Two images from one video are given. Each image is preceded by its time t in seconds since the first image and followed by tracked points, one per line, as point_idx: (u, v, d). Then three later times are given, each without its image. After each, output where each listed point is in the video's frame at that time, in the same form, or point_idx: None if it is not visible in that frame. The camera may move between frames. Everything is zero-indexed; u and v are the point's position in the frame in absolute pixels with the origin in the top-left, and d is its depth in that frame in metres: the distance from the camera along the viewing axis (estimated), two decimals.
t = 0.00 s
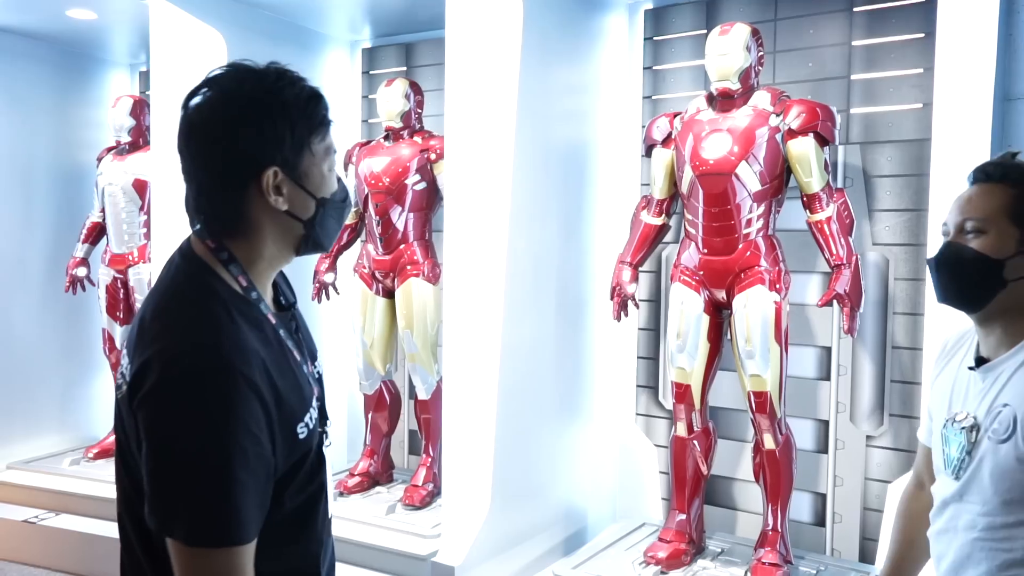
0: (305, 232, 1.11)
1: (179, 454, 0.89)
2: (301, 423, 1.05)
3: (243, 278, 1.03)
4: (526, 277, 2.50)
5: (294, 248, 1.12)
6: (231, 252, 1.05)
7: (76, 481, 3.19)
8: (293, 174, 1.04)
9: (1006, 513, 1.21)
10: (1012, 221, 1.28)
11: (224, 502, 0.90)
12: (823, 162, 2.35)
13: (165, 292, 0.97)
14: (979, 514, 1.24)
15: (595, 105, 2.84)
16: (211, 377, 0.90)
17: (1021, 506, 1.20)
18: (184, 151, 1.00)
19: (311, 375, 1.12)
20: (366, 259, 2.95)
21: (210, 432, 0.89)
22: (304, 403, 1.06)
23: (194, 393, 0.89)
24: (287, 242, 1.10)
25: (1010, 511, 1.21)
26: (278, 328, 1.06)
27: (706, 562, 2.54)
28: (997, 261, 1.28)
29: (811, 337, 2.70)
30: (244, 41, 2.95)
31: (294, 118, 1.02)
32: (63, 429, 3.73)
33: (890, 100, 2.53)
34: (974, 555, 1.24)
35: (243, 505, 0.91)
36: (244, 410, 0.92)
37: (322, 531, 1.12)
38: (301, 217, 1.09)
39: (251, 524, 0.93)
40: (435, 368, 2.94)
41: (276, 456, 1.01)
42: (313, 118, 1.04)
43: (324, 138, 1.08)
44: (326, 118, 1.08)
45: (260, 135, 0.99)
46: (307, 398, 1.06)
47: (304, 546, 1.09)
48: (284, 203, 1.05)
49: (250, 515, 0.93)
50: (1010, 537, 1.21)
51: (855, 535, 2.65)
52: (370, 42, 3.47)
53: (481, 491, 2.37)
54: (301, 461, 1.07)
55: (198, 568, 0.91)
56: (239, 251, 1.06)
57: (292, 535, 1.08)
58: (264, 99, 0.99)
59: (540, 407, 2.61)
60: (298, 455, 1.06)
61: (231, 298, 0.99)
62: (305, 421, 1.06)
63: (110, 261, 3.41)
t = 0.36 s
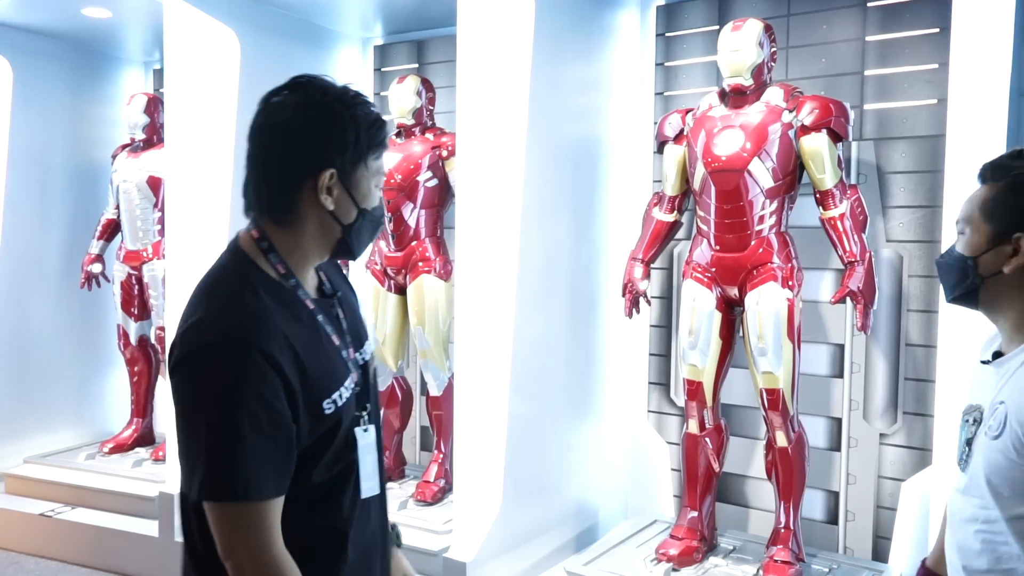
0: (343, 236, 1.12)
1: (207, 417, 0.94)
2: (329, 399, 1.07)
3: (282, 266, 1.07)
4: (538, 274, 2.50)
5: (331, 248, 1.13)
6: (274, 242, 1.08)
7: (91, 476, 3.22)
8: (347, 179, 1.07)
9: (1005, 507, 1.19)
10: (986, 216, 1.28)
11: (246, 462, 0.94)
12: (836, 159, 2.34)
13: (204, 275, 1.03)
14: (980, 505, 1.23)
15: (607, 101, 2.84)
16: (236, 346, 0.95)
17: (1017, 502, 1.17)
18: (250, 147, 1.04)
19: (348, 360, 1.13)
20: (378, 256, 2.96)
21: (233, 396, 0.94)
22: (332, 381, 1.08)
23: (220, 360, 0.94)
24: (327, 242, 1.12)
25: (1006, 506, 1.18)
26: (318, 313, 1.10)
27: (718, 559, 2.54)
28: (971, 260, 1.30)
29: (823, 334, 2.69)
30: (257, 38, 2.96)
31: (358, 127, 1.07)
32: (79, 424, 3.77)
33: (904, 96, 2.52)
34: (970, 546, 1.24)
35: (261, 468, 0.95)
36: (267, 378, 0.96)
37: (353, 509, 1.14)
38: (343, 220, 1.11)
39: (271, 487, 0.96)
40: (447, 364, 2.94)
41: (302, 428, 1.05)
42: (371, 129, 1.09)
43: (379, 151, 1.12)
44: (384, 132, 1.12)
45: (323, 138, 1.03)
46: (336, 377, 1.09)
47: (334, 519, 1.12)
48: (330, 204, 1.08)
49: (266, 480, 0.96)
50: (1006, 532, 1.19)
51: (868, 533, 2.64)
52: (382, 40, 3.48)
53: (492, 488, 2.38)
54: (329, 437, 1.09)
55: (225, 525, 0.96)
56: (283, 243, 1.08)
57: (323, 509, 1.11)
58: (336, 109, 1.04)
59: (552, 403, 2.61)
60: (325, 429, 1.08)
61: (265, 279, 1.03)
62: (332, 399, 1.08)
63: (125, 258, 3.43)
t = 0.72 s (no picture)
0: (408, 240, 1.22)
1: (272, 365, 1.06)
2: (387, 373, 1.15)
3: (353, 257, 1.17)
4: (555, 273, 2.50)
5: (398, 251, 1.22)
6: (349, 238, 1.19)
7: (112, 472, 3.25)
8: (418, 189, 1.17)
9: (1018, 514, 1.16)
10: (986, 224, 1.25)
11: (298, 411, 1.05)
12: (857, 158, 2.32)
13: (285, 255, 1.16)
14: (995, 510, 1.21)
15: (626, 101, 2.83)
16: (303, 308, 1.07)
17: None
18: (338, 151, 1.16)
19: (406, 344, 1.21)
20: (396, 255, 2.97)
21: (295, 350, 1.05)
22: (389, 356, 1.16)
23: (288, 318, 1.06)
24: (394, 245, 1.21)
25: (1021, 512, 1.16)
26: (383, 302, 1.20)
27: (736, 561, 2.52)
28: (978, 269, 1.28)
29: (844, 335, 2.66)
30: (276, 38, 2.98)
31: (434, 145, 1.18)
32: (100, 421, 3.81)
33: (926, 95, 2.49)
34: (989, 550, 1.22)
35: (312, 414, 1.05)
36: (327, 342, 1.07)
37: (404, 483, 1.19)
38: (410, 227, 1.20)
39: (320, 438, 1.06)
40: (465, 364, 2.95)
41: (358, 398, 1.13)
42: (443, 149, 1.20)
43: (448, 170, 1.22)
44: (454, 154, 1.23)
45: (402, 150, 1.14)
46: (394, 355, 1.17)
47: (382, 488, 1.18)
48: (402, 210, 1.17)
49: (312, 425, 1.05)
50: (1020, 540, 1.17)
51: (889, 536, 2.62)
52: (400, 39, 3.49)
53: (509, 487, 2.38)
54: (384, 409, 1.17)
55: (268, 458, 1.06)
56: (356, 240, 1.18)
57: (374, 479, 1.17)
58: (418, 128, 1.16)
59: (570, 403, 2.61)
60: (380, 401, 1.16)
61: (335, 260, 1.14)
62: (388, 372, 1.16)
63: (145, 257, 3.46)
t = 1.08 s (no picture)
0: (438, 240, 1.22)
1: (315, 346, 1.09)
2: (427, 366, 1.16)
3: (406, 259, 1.21)
4: (573, 277, 2.49)
5: (446, 260, 1.23)
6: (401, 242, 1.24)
7: (132, 474, 3.27)
8: (440, 186, 1.20)
9: None
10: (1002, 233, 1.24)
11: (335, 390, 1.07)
12: (878, 161, 2.30)
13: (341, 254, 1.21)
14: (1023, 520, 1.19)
15: (644, 104, 2.82)
16: (348, 296, 1.10)
17: None
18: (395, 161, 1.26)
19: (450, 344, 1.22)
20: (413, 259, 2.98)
21: (338, 333, 1.08)
22: (430, 351, 1.17)
23: (335, 303, 1.10)
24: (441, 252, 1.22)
25: None
26: (430, 304, 1.22)
27: (755, 567, 2.50)
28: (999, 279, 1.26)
29: (865, 339, 2.64)
30: (294, 43, 2.99)
31: (461, 146, 1.19)
32: (121, 423, 3.84)
33: (948, 97, 2.47)
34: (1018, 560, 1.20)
35: (347, 394, 1.07)
36: (369, 328, 1.10)
37: (438, 476, 1.19)
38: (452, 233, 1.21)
39: (355, 419, 1.08)
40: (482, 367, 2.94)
41: (396, 387, 1.15)
42: (489, 159, 1.21)
43: (495, 180, 1.22)
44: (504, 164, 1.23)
45: (440, 157, 1.19)
46: (436, 350, 1.18)
47: (417, 480, 1.18)
48: (427, 206, 1.20)
49: (345, 404, 1.07)
50: None
51: (911, 543, 2.59)
52: (418, 43, 3.50)
53: (527, 492, 2.37)
54: (421, 402, 1.17)
55: (307, 432, 1.09)
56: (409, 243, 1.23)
57: (409, 470, 1.18)
58: (448, 130, 1.19)
59: (588, 407, 2.60)
60: (418, 394, 1.17)
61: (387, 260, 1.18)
62: (427, 365, 1.17)
63: (165, 260, 3.49)
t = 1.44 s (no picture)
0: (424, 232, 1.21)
1: (310, 340, 1.12)
2: (421, 370, 1.15)
3: (421, 259, 1.22)
4: (587, 278, 2.49)
5: (449, 254, 1.20)
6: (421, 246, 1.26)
7: (147, 473, 3.30)
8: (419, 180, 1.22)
9: None
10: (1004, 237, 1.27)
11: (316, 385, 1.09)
12: (894, 160, 2.28)
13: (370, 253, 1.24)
14: None
15: (658, 104, 2.81)
16: (347, 295, 1.12)
17: None
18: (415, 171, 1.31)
19: (461, 349, 1.20)
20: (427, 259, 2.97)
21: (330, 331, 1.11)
22: (430, 355, 1.15)
23: (332, 299, 1.13)
24: (438, 246, 1.20)
25: None
26: (444, 306, 1.20)
27: (769, 569, 2.49)
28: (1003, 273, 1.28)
29: (880, 340, 2.62)
30: (308, 44, 3.00)
31: (426, 134, 1.20)
32: (135, 422, 3.87)
33: (965, 96, 2.45)
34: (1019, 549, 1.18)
35: (322, 389, 1.09)
36: (361, 328, 1.11)
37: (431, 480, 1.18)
38: (432, 221, 1.18)
39: (331, 415, 1.09)
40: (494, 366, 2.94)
41: (387, 387, 1.14)
42: (452, 137, 1.19)
43: (464, 158, 1.19)
44: (483, 142, 1.19)
45: (412, 154, 1.22)
46: (438, 354, 1.16)
47: (409, 487, 1.17)
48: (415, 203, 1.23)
49: (321, 399, 1.09)
50: None
51: (926, 545, 2.57)
52: (431, 44, 3.50)
53: (540, 492, 2.37)
54: (415, 405, 1.15)
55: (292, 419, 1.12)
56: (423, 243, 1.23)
57: (399, 475, 1.16)
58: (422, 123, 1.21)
59: (600, 408, 2.60)
60: (412, 397, 1.15)
61: (402, 259, 1.20)
62: (420, 369, 1.15)
63: (180, 260, 3.50)
